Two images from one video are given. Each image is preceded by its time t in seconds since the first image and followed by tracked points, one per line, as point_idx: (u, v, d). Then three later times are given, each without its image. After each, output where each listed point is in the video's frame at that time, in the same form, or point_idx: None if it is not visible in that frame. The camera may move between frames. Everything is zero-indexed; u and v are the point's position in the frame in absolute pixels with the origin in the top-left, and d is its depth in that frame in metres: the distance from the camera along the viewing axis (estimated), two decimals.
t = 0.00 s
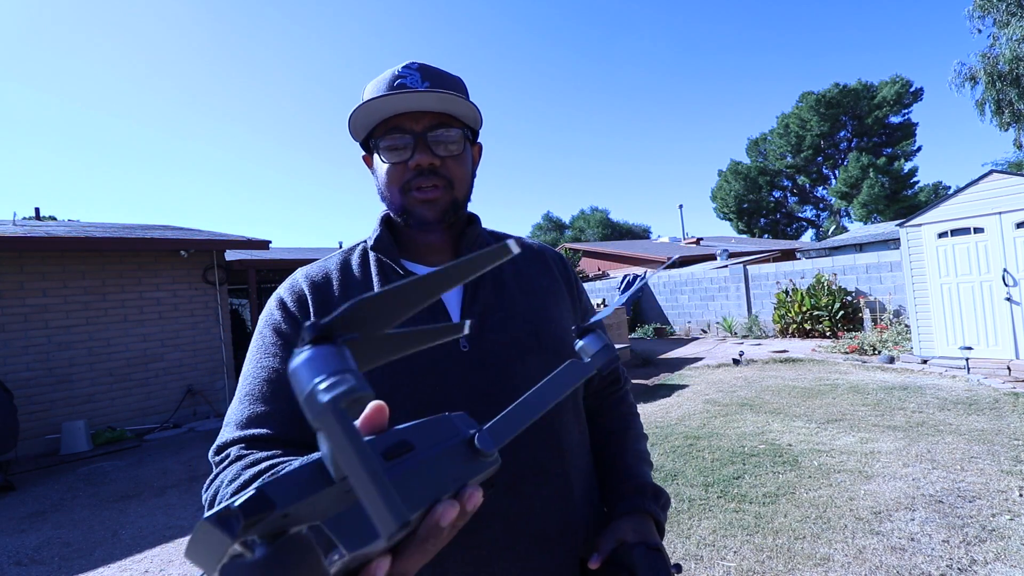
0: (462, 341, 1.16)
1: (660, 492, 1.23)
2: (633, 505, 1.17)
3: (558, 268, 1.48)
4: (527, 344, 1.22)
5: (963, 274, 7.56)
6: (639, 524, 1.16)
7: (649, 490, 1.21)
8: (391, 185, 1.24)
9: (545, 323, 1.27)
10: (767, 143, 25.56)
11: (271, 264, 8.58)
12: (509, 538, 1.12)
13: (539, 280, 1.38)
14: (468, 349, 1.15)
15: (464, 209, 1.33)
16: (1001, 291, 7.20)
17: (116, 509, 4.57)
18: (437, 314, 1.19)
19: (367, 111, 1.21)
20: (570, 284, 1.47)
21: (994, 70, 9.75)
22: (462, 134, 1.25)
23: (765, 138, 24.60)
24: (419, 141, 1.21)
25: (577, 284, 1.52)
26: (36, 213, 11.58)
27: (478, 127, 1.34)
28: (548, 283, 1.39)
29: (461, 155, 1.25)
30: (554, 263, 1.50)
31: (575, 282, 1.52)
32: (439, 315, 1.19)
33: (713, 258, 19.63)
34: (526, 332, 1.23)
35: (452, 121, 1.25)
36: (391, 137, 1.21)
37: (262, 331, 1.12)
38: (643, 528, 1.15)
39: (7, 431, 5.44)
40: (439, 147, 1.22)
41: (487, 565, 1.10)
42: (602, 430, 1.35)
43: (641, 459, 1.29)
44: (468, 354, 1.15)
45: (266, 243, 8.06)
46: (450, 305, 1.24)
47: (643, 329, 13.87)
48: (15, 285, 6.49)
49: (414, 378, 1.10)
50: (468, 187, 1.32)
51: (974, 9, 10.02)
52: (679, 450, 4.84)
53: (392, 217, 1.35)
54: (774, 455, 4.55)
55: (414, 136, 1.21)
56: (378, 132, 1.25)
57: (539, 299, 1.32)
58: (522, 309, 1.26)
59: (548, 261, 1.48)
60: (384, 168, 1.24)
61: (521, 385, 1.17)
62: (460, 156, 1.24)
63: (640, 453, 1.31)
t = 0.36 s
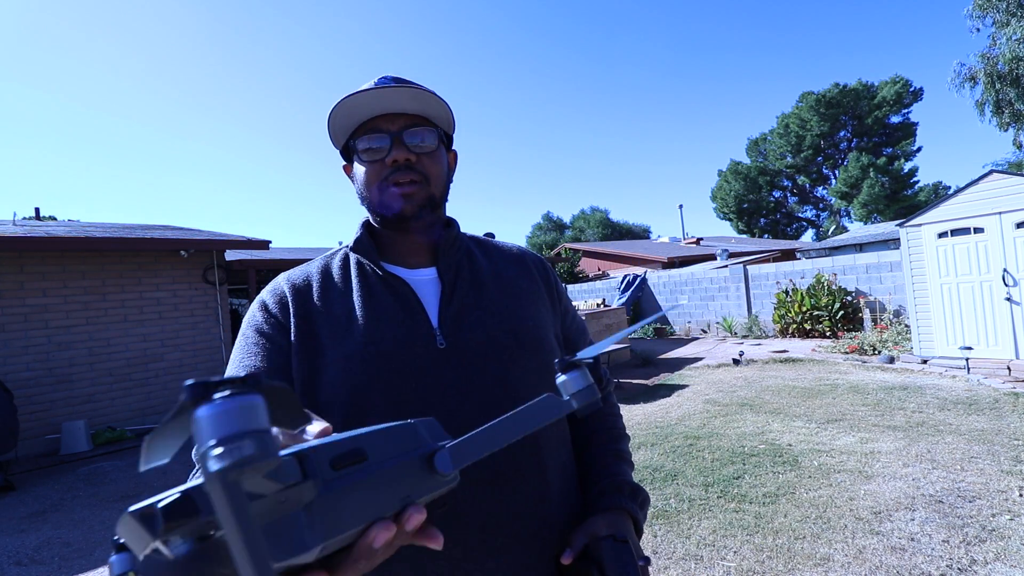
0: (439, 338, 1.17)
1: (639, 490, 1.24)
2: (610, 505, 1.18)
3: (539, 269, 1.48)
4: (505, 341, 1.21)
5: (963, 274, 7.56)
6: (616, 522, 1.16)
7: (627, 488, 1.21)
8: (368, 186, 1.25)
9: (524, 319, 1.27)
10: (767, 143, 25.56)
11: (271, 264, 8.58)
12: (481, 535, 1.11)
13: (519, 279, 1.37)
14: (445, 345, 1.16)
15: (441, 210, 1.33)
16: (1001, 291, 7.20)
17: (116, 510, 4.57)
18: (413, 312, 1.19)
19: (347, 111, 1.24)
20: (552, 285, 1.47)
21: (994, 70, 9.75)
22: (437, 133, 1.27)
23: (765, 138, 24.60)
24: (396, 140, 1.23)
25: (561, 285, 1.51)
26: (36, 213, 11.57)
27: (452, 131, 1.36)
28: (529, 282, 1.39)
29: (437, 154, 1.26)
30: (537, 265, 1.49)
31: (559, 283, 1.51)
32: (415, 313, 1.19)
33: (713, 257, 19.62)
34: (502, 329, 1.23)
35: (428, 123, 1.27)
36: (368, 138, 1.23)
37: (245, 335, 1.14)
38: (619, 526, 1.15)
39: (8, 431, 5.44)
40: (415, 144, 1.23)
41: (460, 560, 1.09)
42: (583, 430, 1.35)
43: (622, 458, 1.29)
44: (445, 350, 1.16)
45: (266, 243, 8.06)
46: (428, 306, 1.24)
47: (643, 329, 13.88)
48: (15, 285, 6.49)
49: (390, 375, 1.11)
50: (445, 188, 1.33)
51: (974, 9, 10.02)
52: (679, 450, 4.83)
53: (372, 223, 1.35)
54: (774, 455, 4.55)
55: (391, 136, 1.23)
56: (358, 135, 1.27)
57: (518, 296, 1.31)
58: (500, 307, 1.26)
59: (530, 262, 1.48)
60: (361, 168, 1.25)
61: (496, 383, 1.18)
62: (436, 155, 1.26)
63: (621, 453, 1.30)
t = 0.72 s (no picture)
0: (433, 339, 1.16)
1: (639, 496, 1.24)
2: (606, 509, 1.18)
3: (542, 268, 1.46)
4: (502, 341, 1.21)
5: (963, 274, 7.56)
6: (610, 529, 1.15)
7: (625, 493, 1.22)
8: (367, 183, 1.26)
9: (522, 320, 1.26)
10: (768, 143, 25.55)
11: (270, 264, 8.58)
12: (473, 535, 1.11)
13: (521, 277, 1.36)
14: (438, 345, 1.16)
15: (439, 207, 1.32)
16: (1001, 291, 7.20)
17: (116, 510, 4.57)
18: (409, 311, 1.19)
19: (345, 110, 1.27)
20: (555, 284, 1.46)
21: (994, 70, 9.75)
22: (433, 129, 1.27)
23: (765, 138, 24.60)
24: (391, 137, 1.24)
25: (565, 285, 1.49)
26: (37, 213, 11.57)
27: (448, 127, 1.36)
28: (530, 282, 1.37)
29: (433, 150, 1.26)
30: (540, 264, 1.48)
31: (562, 281, 1.49)
32: (412, 313, 1.19)
33: (713, 257, 19.62)
34: (499, 331, 1.22)
35: (423, 120, 1.27)
36: (365, 135, 1.24)
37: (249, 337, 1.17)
38: (614, 533, 1.15)
39: (8, 431, 5.44)
40: (411, 140, 1.23)
41: (450, 561, 1.09)
42: (584, 434, 1.35)
43: (622, 461, 1.29)
44: (438, 351, 1.16)
45: (266, 243, 8.06)
46: (426, 306, 1.24)
47: (643, 329, 13.89)
48: (15, 285, 6.49)
49: (384, 375, 1.11)
50: (444, 184, 1.32)
51: (973, 9, 10.02)
52: (679, 450, 4.83)
53: (374, 223, 1.36)
54: (774, 455, 4.55)
55: (387, 133, 1.24)
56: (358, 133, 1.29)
57: (518, 296, 1.30)
58: (497, 307, 1.25)
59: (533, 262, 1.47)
60: (359, 165, 1.26)
61: (493, 384, 1.17)
62: (432, 150, 1.26)
63: (622, 458, 1.30)
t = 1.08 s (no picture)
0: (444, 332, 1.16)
1: (642, 497, 1.25)
2: (609, 510, 1.18)
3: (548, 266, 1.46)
4: (504, 341, 1.20)
5: (963, 274, 7.56)
6: (613, 530, 1.15)
7: (628, 494, 1.22)
8: (378, 184, 1.25)
9: (525, 319, 1.25)
10: (768, 143, 25.54)
11: (271, 264, 8.58)
12: (472, 532, 1.10)
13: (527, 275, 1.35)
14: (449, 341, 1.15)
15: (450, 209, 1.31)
16: (1001, 291, 7.19)
17: (116, 509, 4.56)
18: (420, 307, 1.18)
19: (355, 113, 1.27)
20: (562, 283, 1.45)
21: (994, 70, 9.75)
22: (443, 132, 1.26)
23: (766, 138, 24.60)
24: (402, 140, 1.23)
25: (572, 283, 1.48)
26: (37, 213, 11.56)
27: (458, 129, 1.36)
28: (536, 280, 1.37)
29: (444, 151, 1.25)
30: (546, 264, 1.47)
31: (569, 279, 1.48)
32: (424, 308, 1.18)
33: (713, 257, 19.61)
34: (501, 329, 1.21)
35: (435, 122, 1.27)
36: (377, 135, 1.24)
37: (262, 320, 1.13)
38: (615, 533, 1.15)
39: (7, 431, 5.44)
40: (421, 142, 1.22)
41: (449, 556, 1.09)
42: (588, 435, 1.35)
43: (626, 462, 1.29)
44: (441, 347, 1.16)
45: (266, 243, 8.06)
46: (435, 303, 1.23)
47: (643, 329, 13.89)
48: (15, 285, 6.49)
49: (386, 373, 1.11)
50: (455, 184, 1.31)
51: (974, 9, 10.02)
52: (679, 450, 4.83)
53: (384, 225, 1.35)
54: (774, 455, 4.55)
55: (398, 135, 1.23)
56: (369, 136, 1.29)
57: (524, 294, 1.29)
58: (501, 305, 1.25)
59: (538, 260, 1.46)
60: (371, 167, 1.25)
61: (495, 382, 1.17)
62: (444, 151, 1.25)
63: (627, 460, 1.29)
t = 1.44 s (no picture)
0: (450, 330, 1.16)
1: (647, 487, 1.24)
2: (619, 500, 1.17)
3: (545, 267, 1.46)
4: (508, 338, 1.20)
5: (963, 274, 7.56)
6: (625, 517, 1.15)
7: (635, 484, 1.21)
8: (381, 185, 1.25)
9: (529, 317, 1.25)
10: (768, 143, 25.54)
11: (271, 264, 8.58)
12: (488, 528, 1.09)
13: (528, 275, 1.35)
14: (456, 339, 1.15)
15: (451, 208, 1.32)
16: (1001, 291, 7.19)
17: (116, 509, 4.56)
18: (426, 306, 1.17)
19: (357, 115, 1.26)
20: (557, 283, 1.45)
21: (994, 70, 9.74)
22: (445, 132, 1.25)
23: (766, 138, 24.61)
24: (404, 141, 1.22)
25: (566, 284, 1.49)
26: (37, 213, 11.55)
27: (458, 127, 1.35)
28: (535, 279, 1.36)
29: (445, 151, 1.25)
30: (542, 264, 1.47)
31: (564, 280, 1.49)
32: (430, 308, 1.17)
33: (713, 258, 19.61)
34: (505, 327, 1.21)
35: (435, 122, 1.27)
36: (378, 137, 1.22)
37: (264, 320, 1.12)
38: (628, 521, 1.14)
39: (7, 431, 5.43)
40: (423, 143, 1.22)
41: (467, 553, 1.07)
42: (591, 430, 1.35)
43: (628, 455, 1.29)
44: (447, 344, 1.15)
45: (266, 243, 8.06)
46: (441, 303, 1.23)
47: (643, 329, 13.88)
48: (15, 285, 6.49)
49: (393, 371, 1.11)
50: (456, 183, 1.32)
51: (973, 9, 10.02)
52: (679, 450, 4.83)
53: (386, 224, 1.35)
54: (774, 455, 4.55)
55: (400, 137, 1.22)
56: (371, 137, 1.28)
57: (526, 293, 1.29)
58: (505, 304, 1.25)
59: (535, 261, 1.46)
60: (373, 168, 1.24)
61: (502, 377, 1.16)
62: (445, 151, 1.25)
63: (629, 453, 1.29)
